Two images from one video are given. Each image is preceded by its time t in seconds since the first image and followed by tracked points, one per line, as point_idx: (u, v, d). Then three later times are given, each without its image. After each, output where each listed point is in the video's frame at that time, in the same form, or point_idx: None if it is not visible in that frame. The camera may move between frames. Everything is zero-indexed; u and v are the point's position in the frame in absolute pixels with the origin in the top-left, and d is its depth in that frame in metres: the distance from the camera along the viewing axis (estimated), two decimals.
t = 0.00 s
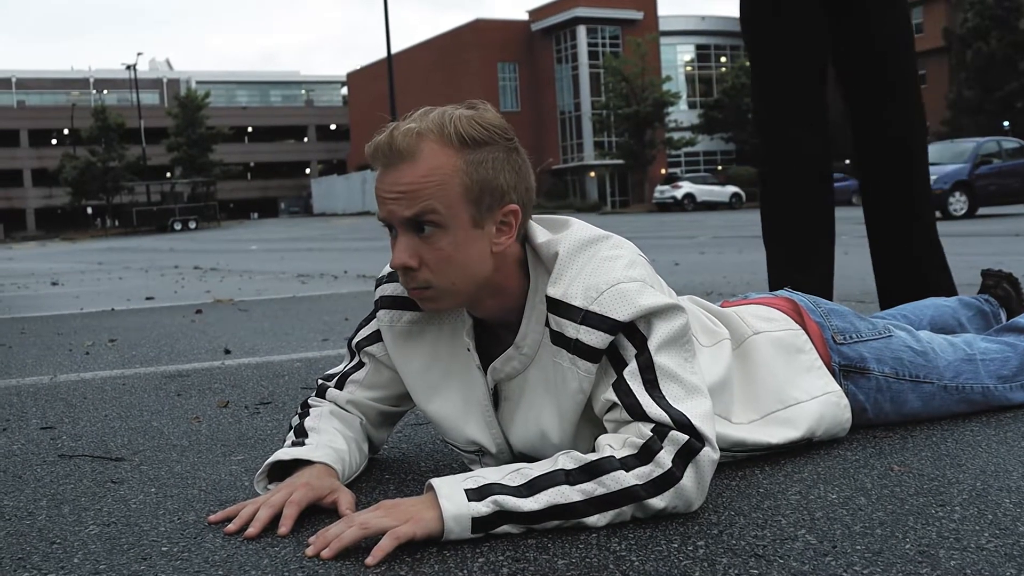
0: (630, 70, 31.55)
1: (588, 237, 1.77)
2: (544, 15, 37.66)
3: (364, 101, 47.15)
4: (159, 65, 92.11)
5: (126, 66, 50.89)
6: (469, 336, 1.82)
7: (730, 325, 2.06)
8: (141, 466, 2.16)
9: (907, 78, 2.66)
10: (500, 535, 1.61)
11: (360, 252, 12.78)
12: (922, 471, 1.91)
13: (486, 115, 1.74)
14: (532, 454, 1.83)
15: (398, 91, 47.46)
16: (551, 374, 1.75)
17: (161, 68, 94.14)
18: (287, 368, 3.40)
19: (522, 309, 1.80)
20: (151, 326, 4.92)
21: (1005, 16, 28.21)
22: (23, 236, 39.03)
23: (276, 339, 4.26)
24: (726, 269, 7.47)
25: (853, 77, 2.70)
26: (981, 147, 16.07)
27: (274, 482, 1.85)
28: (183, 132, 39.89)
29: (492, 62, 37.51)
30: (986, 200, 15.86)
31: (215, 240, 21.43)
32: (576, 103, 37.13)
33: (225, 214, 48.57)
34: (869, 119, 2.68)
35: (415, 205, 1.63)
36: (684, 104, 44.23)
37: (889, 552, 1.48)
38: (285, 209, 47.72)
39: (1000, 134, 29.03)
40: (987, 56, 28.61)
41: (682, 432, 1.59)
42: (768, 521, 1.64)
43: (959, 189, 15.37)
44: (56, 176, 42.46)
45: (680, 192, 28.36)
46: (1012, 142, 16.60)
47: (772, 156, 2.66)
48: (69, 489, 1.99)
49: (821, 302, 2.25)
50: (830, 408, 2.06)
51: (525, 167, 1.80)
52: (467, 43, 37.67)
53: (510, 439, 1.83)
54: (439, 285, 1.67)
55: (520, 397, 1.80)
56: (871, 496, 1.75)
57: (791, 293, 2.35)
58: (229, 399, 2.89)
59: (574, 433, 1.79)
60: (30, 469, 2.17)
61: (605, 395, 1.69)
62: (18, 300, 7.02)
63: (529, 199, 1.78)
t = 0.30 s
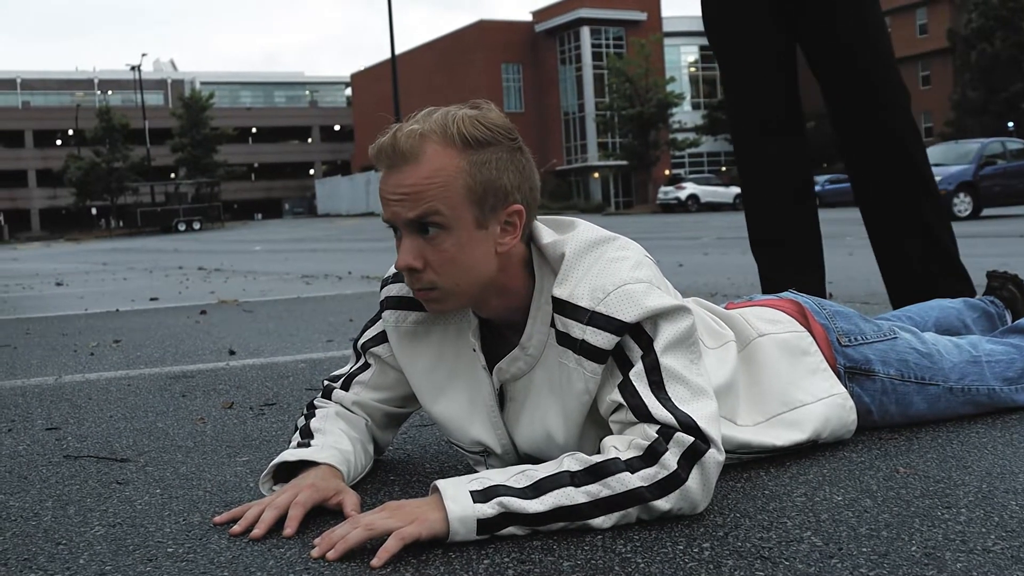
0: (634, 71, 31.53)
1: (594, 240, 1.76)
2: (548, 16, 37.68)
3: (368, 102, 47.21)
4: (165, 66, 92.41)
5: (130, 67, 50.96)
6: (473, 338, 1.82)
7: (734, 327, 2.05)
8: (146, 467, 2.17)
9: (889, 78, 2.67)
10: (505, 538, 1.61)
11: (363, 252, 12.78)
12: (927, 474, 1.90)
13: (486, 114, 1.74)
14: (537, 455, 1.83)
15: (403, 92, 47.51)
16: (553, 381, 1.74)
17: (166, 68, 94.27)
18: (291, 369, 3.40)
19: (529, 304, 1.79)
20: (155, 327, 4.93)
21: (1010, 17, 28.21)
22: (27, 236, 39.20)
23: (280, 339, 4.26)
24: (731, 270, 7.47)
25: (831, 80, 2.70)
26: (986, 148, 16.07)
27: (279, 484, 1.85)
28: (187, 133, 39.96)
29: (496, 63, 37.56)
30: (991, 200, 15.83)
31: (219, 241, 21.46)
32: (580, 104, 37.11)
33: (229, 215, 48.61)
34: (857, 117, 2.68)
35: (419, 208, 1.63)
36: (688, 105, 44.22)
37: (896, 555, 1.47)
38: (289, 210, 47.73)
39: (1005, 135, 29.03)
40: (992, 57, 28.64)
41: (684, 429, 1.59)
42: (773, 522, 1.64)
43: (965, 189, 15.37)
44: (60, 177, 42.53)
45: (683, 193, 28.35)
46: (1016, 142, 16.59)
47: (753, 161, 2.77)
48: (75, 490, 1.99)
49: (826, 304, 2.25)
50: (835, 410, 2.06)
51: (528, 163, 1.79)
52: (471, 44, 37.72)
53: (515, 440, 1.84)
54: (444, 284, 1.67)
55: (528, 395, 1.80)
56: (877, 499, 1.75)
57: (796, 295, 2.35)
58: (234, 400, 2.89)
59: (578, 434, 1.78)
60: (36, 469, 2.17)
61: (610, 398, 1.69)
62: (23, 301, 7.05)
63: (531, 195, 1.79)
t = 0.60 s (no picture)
0: (640, 71, 31.53)
1: (599, 240, 1.76)
2: (554, 17, 37.72)
3: (373, 103, 47.22)
4: (171, 66, 92.53)
5: (137, 68, 51.07)
6: (480, 338, 1.82)
7: (740, 327, 2.05)
8: (152, 468, 2.17)
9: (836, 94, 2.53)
10: (510, 540, 1.61)
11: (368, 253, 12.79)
12: (934, 474, 1.90)
13: (498, 115, 1.74)
14: (541, 457, 1.83)
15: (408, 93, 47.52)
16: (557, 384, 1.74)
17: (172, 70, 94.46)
18: (297, 369, 3.41)
19: (534, 303, 1.79)
20: (161, 327, 4.97)
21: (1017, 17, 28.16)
22: (34, 237, 39.24)
23: (285, 339, 4.28)
24: (735, 271, 7.46)
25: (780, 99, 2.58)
26: (992, 150, 16.04)
27: (284, 485, 1.85)
28: (193, 134, 40.04)
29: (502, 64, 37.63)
30: (997, 201, 15.76)
31: (225, 242, 21.48)
32: (585, 104, 37.12)
33: (234, 216, 48.66)
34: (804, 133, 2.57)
35: (420, 207, 1.65)
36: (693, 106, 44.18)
37: (902, 557, 1.47)
38: (294, 211, 47.77)
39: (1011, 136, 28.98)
40: (998, 57, 28.60)
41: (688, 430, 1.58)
42: (778, 524, 1.64)
43: (970, 191, 15.32)
44: (66, 178, 42.58)
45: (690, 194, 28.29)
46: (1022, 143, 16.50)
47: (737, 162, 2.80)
48: (81, 491, 2.00)
49: (833, 304, 2.24)
50: (840, 412, 2.05)
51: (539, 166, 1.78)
52: (478, 45, 37.73)
53: (521, 441, 1.83)
54: (442, 284, 1.68)
55: (532, 396, 1.80)
56: (883, 500, 1.75)
57: (802, 294, 2.35)
58: (239, 400, 2.90)
59: (582, 435, 1.79)
60: (42, 470, 2.17)
61: (616, 398, 1.69)
62: (29, 300, 7.10)
63: (541, 197, 1.79)
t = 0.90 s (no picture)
0: (642, 72, 31.51)
1: (603, 240, 1.74)
2: (555, 18, 37.77)
3: (375, 104, 47.25)
4: (172, 67, 92.60)
5: (138, 69, 51.13)
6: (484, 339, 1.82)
7: (744, 328, 2.04)
8: (154, 468, 2.17)
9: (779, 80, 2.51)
10: (513, 540, 1.61)
11: (369, 254, 12.82)
12: (937, 476, 1.90)
13: (516, 116, 1.70)
14: (544, 456, 1.83)
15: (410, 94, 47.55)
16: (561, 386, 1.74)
17: (174, 71, 94.56)
18: (299, 369, 3.42)
19: (538, 303, 1.79)
20: (163, 327, 4.99)
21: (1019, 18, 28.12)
22: (35, 238, 39.30)
23: (287, 340, 4.30)
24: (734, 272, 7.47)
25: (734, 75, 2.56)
26: (995, 150, 16.04)
27: (287, 484, 1.86)
28: (195, 135, 40.09)
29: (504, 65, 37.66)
30: (998, 203, 15.72)
31: (227, 243, 21.52)
32: (587, 105, 37.11)
33: (236, 217, 48.70)
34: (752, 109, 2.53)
35: (409, 200, 1.67)
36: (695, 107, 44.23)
37: (903, 557, 1.47)
38: (295, 211, 47.77)
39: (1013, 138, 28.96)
40: (1000, 59, 28.55)
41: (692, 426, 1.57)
42: (781, 524, 1.64)
43: (972, 192, 15.31)
44: (68, 179, 42.60)
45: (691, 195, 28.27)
46: None
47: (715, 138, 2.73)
48: (84, 490, 2.01)
49: (835, 306, 2.24)
50: (844, 412, 2.06)
51: (551, 175, 1.73)
52: (480, 46, 37.78)
53: (524, 440, 1.83)
54: (424, 279, 1.71)
55: (536, 395, 1.80)
56: (886, 501, 1.74)
57: (805, 295, 2.35)
58: (242, 401, 2.91)
59: (583, 437, 1.79)
60: (46, 469, 2.18)
61: (619, 398, 1.69)
62: (32, 301, 7.14)
63: (544, 212, 1.72)
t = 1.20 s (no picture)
0: (646, 73, 31.41)
1: (604, 239, 1.73)
2: (558, 18, 37.81)
3: (378, 104, 47.36)
4: (175, 67, 92.83)
5: (142, 69, 51.26)
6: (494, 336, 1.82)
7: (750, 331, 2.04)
8: (158, 468, 2.17)
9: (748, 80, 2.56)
10: (517, 541, 1.61)
11: (372, 254, 12.84)
12: (940, 475, 1.90)
13: (509, 117, 1.69)
14: (547, 456, 1.83)
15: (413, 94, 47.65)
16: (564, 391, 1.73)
17: (177, 71, 94.76)
18: (302, 369, 3.42)
19: (543, 302, 1.78)
20: (167, 327, 4.99)
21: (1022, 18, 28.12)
22: (39, 237, 39.38)
23: (290, 340, 4.30)
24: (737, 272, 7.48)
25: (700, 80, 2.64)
26: (999, 151, 16.03)
27: (291, 484, 1.86)
28: (198, 135, 40.19)
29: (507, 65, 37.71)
30: (1002, 203, 15.71)
31: (229, 242, 21.55)
32: (590, 105, 37.12)
33: (239, 217, 48.80)
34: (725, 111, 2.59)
35: (401, 194, 1.71)
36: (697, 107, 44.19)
37: (907, 557, 1.47)
38: (298, 211, 47.86)
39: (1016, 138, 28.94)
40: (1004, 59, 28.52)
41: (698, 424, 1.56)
42: (784, 524, 1.64)
43: (976, 191, 15.31)
44: (72, 179, 42.69)
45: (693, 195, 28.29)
46: None
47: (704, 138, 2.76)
48: (88, 489, 2.01)
49: (840, 308, 2.24)
50: (849, 415, 2.06)
51: (545, 174, 1.69)
52: (484, 45, 37.80)
53: (528, 439, 1.83)
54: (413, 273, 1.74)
55: (543, 395, 1.80)
56: (888, 501, 1.74)
57: (810, 296, 2.35)
58: (245, 400, 2.90)
59: (590, 434, 1.78)
60: (49, 469, 2.18)
61: (621, 398, 1.68)
62: (36, 301, 7.13)
63: (531, 216, 1.69)
